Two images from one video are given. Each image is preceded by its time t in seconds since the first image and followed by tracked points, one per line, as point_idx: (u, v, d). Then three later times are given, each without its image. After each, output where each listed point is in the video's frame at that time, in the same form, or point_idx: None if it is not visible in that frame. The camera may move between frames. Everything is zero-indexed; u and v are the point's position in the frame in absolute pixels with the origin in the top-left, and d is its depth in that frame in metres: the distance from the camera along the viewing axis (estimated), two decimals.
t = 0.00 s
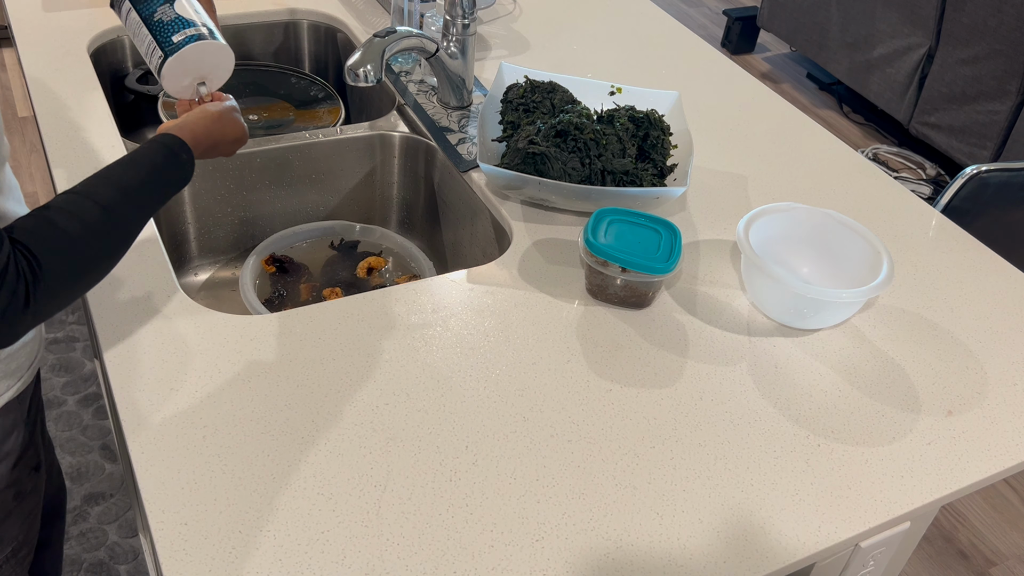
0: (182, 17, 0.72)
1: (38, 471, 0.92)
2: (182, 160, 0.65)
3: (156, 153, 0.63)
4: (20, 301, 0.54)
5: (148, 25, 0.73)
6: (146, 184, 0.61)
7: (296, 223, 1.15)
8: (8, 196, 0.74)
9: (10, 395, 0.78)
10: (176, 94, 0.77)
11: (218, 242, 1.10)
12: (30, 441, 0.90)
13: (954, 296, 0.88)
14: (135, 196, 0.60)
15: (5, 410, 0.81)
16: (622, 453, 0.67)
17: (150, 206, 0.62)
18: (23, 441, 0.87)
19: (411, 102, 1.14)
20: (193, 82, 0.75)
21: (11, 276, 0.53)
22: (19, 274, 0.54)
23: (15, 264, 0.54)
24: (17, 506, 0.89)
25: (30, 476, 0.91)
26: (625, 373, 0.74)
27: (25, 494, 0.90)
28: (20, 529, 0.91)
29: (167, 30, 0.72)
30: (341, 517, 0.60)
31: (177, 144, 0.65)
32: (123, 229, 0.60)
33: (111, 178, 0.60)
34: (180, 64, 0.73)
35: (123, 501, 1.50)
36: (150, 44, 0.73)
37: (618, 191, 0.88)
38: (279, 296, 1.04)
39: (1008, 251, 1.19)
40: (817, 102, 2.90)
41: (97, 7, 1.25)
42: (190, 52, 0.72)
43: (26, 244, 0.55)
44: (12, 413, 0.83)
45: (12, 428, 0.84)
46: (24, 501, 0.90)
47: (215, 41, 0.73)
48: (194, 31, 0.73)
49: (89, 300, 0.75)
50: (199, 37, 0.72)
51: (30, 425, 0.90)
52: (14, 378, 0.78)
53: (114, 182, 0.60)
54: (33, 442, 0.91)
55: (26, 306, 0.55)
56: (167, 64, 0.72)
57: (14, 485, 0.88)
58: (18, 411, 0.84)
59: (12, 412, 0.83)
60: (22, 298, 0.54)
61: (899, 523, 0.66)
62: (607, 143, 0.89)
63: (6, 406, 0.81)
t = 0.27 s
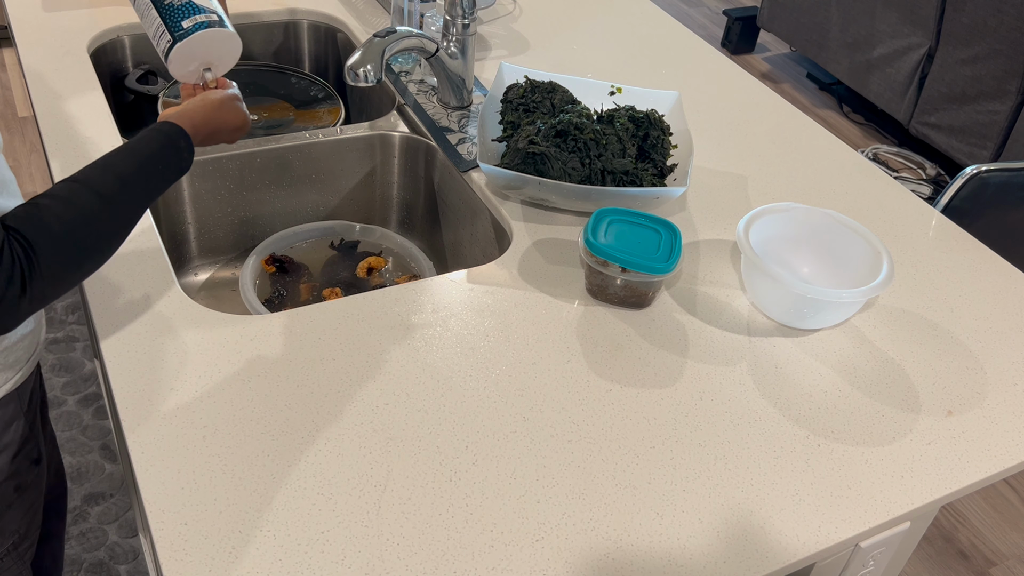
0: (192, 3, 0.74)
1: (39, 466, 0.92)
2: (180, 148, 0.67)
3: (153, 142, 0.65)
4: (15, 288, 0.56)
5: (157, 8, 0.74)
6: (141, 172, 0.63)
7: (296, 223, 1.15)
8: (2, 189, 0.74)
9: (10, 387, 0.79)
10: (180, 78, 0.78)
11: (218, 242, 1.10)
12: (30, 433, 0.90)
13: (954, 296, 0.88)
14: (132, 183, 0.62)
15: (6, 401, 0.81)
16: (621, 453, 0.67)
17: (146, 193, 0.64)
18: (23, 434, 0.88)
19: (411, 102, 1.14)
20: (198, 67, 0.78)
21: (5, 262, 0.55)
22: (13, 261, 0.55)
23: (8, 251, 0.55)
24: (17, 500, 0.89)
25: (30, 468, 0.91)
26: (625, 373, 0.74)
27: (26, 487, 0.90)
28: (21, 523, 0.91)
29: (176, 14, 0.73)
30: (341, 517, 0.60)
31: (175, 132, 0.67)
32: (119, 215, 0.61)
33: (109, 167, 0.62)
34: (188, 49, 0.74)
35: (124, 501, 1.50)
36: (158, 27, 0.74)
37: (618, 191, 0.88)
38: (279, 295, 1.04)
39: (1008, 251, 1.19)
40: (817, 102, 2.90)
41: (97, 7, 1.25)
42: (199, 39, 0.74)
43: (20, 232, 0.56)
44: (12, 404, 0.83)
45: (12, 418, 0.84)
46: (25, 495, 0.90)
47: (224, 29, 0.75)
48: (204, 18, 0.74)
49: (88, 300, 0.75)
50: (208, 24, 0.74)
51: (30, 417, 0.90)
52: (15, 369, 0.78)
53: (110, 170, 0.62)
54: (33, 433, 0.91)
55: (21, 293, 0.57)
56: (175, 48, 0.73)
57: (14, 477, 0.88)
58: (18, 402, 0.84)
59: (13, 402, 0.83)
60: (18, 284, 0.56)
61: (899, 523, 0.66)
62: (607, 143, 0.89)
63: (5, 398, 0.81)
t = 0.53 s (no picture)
0: None
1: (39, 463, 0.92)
2: (177, 147, 0.68)
3: (150, 139, 0.66)
4: (7, 288, 0.55)
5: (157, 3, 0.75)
6: (137, 170, 0.64)
7: (296, 223, 1.15)
8: None
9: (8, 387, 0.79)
10: (180, 71, 0.79)
11: (218, 242, 1.10)
12: (30, 431, 0.90)
13: (954, 296, 0.88)
14: (126, 182, 0.63)
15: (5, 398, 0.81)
16: (621, 453, 0.67)
17: (141, 191, 0.64)
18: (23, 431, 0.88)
19: (411, 102, 1.14)
20: (198, 62, 0.78)
21: None
22: (7, 261, 0.55)
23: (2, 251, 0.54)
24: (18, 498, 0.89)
25: (30, 466, 0.91)
26: (625, 373, 0.74)
27: (26, 484, 0.90)
28: (21, 520, 0.91)
29: (176, 10, 0.74)
30: (341, 517, 0.60)
31: (172, 131, 0.68)
32: (115, 214, 0.62)
33: (106, 167, 0.62)
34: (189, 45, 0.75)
35: (124, 501, 1.50)
36: (159, 22, 0.75)
37: (618, 191, 0.88)
38: (279, 295, 1.04)
39: (1008, 251, 1.19)
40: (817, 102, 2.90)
41: (97, 7, 1.25)
42: (198, 35, 0.74)
43: (14, 233, 0.55)
44: (12, 402, 0.83)
45: (11, 416, 0.84)
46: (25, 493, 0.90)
47: (224, 25, 0.75)
48: (204, 14, 0.74)
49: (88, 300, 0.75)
50: (208, 20, 0.74)
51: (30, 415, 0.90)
52: (13, 369, 0.78)
53: (106, 169, 0.62)
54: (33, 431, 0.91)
55: (13, 293, 0.56)
56: (174, 46, 0.74)
57: (14, 475, 0.88)
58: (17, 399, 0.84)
59: (12, 400, 0.83)
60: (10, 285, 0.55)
61: (899, 523, 0.66)
62: (607, 143, 0.89)
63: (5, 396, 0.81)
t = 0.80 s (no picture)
0: None
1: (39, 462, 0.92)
2: (178, 149, 0.68)
3: (151, 141, 0.66)
4: (9, 292, 0.55)
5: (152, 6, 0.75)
6: (137, 171, 0.64)
7: (296, 223, 1.15)
8: None
9: (8, 389, 0.79)
10: (180, 74, 0.79)
11: (218, 242, 1.10)
12: (30, 431, 0.90)
13: (954, 296, 0.88)
14: (126, 184, 0.63)
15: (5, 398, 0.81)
16: (622, 453, 0.67)
17: (142, 193, 0.64)
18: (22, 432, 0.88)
19: (411, 102, 1.14)
20: (195, 63, 0.78)
21: None
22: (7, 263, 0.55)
23: (3, 254, 0.54)
24: (18, 498, 0.89)
25: (30, 466, 0.91)
26: (625, 373, 0.74)
27: (26, 484, 0.90)
28: (22, 520, 0.91)
29: (169, 11, 0.74)
30: (341, 517, 0.60)
31: (173, 133, 0.68)
32: (115, 216, 0.62)
33: (105, 169, 0.62)
34: (185, 46, 0.75)
35: (124, 501, 1.50)
36: (154, 25, 0.75)
37: (618, 191, 0.88)
38: (279, 295, 1.04)
39: (1008, 251, 1.19)
40: (817, 102, 2.90)
41: (97, 7, 1.25)
42: (192, 35, 0.74)
43: (14, 236, 0.55)
44: (12, 403, 0.83)
45: (11, 417, 0.84)
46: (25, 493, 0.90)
47: (217, 24, 0.75)
48: (196, 13, 0.74)
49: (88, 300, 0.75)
50: (200, 20, 0.74)
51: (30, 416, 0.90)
52: (12, 372, 0.78)
53: (106, 171, 0.62)
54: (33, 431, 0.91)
55: (14, 298, 0.56)
56: (168, 48, 0.74)
57: (14, 475, 0.88)
58: (17, 399, 0.84)
59: (12, 400, 0.83)
60: (12, 288, 0.55)
61: (899, 523, 0.66)
62: (607, 143, 0.89)
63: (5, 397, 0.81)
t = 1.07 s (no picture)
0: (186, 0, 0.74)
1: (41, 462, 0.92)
2: (181, 150, 0.68)
3: (154, 142, 0.66)
4: (17, 292, 0.56)
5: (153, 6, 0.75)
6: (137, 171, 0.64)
7: (296, 223, 1.15)
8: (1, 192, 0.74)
9: (10, 390, 0.79)
10: (180, 75, 0.79)
11: (218, 242, 1.10)
12: (32, 431, 0.90)
13: (954, 296, 0.88)
14: (130, 184, 0.63)
15: (8, 398, 0.81)
16: (622, 453, 0.67)
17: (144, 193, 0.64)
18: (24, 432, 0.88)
19: (411, 102, 1.14)
20: (195, 64, 0.78)
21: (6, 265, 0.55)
22: (14, 264, 0.55)
23: (9, 255, 0.55)
24: (21, 498, 0.89)
25: (33, 466, 0.91)
26: (625, 373, 0.74)
27: (30, 484, 0.91)
28: (25, 520, 0.91)
29: (170, 12, 0.74)
30: (341, 517, 0.60)
31: (176, 134, 0.68)
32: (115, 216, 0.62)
33: (110, 169, 0.62)
34: (186, 47, 0.75)
35: (123, 501, 1.50)
36: (155, 26, 0.75)
37: (618, 191, 0.88)
38: (279, 295, 1.04)
39: (1008, 251, 1.19)
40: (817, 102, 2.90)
41: (98, 7, 1.25)
42: (192, 36, 0.74)
43: (19, 236, 0.56)
44: (15, 404, 0.83)
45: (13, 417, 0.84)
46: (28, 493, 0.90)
47: (217, 26, 0.75)
48: (197, 15, 0.74)
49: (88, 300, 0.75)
50: (201, 21, 0.74)
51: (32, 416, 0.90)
52: (13, 372, 0.78)
53: (106, 171, 0.62)
54: (35, 431, 0.91)
55: (23, 298, 0.56)
56: (168, 50, 0.74)
57: (17, 475, 0.88)
58: (19, 400, 0.84)
59: (14, 401, 0.83)
60: (19, 288, 0.56)
61: (899, 523, 0.66)
62: (607, 143, 0.89)
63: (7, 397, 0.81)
